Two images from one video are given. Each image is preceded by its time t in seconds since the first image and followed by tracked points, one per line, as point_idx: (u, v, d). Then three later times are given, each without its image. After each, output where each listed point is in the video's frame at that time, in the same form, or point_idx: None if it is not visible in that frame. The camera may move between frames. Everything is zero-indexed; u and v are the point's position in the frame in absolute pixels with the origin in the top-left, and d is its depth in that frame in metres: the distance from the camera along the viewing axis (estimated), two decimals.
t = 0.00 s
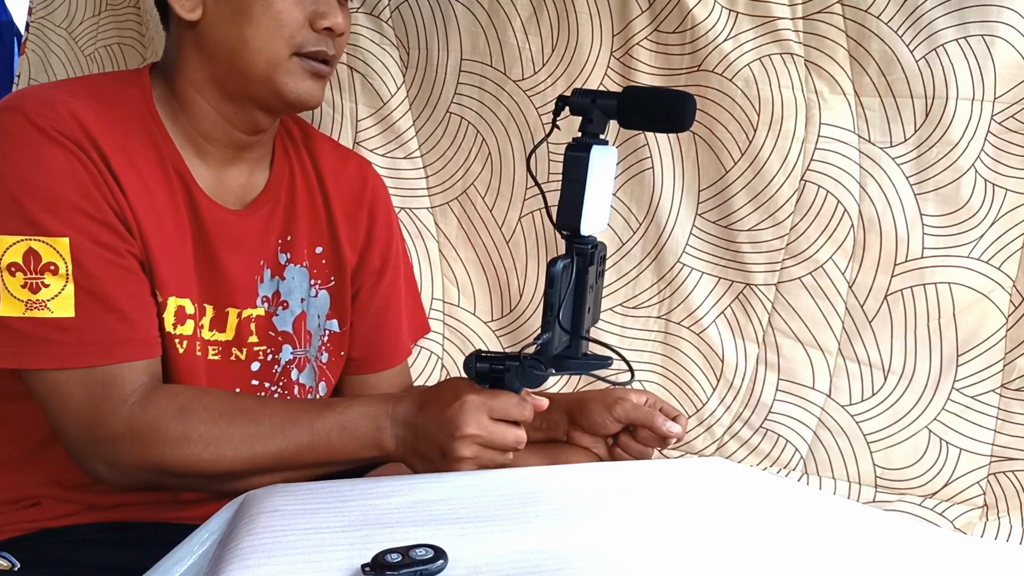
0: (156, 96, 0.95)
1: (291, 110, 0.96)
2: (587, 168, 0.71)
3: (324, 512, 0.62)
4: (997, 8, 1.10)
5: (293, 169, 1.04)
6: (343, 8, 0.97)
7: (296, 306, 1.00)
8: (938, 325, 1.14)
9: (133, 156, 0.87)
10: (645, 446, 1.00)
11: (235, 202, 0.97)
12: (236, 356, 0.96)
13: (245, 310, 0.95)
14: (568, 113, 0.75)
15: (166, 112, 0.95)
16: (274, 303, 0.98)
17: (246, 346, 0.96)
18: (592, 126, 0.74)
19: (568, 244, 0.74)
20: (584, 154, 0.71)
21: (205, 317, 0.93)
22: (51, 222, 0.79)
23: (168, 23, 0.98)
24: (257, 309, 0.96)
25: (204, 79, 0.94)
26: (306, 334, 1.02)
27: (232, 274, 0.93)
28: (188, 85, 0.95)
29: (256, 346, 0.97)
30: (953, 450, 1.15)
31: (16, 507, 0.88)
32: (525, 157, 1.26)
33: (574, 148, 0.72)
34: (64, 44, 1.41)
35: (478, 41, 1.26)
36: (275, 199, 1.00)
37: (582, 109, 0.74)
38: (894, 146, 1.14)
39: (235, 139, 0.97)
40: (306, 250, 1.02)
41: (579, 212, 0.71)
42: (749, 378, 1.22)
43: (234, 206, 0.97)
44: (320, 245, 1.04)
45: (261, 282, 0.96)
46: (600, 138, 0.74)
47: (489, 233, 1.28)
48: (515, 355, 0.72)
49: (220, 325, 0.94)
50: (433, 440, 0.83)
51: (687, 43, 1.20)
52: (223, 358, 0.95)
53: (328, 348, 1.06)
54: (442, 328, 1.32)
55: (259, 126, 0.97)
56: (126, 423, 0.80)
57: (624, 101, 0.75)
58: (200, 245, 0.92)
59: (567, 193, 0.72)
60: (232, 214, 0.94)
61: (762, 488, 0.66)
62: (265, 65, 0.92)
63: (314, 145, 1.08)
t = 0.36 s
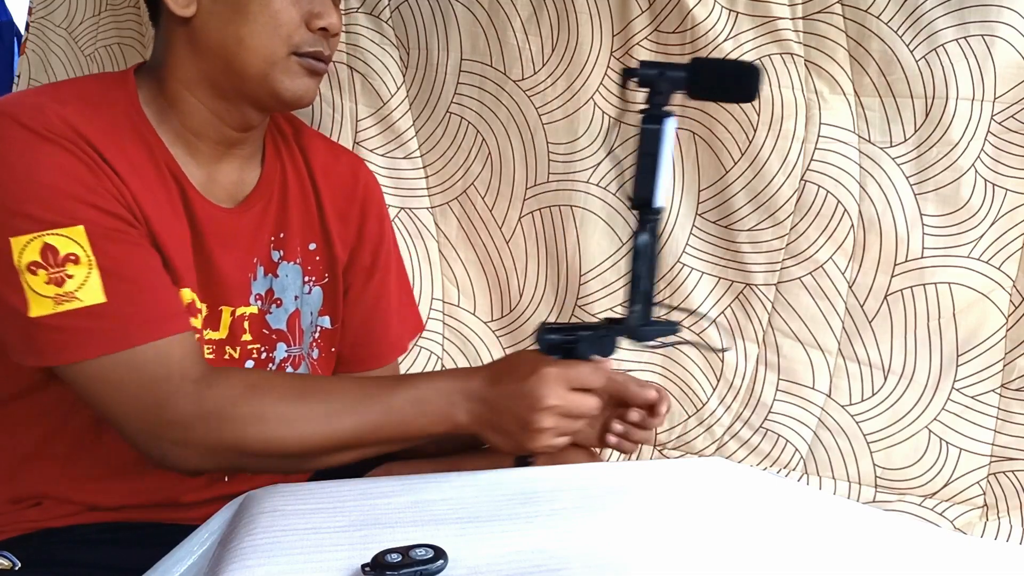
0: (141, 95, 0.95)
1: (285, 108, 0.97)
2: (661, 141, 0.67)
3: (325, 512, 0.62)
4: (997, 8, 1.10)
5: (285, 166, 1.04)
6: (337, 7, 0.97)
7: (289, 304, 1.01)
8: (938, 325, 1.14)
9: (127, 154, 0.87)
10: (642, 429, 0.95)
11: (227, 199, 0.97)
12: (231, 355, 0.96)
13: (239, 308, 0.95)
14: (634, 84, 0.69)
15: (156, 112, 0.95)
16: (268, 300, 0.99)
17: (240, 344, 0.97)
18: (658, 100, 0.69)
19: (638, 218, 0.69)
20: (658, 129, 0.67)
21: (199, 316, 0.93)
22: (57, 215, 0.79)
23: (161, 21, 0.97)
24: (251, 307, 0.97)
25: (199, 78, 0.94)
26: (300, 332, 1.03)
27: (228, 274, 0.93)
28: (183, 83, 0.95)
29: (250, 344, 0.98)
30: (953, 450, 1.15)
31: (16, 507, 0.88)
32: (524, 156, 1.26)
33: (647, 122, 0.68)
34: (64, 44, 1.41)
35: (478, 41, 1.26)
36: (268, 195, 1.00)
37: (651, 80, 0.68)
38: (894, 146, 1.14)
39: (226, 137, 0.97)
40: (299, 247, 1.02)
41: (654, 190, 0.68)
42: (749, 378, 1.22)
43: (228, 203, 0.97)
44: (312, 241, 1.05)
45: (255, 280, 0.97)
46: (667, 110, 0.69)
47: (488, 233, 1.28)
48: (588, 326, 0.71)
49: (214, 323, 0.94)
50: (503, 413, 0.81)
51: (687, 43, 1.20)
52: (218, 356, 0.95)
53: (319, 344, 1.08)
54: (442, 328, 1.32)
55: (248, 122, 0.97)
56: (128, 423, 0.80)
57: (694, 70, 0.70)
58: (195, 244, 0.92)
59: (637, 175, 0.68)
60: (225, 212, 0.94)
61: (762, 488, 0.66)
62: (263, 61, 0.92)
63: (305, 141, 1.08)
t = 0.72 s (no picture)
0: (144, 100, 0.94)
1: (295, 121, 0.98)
2: (686, 176, 0.76)
3: (324, 512, 0.62)
4: (997, 8, 1.10)
5: (285, 170, 1.04)
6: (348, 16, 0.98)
7: (291, 311, 1.01)
8: (938, 325, 1.14)
9: (129, 163, 0.86)
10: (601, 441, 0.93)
11: (226, 206, 0.97)
12: (232, 363, 0.96)
13: (240, 317, 0.95)
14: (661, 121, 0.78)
15: (156, 113, 0.94)
16: (269, 308, 0.99)
17: (241, 352, 0.97)
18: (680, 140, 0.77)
19: (657, 246, 0.78)
20: (684, 164, 0.76)
21: (202, 327, 0.93)
22: (59, 233, 0.78)
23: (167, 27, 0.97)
24: (252, 314, 0.97)
25: (206, 86, 0.94)
26: (302, 339, 1.03)
27: (229, 282, 0.93)
28: (191, 92, 0.95)
29: (252, 352, 0.98)
30: (953, 450, 1.15)
31: (15, 508, 0.88)
32: (524, 157, 1.26)
33: (674, 157, 0.76)
34: (64, 44, 1.41)
35: (478, 41, 1.26)
36: (268, 202, 1.00)
37: (677, 119, 0.77)
38: (894, 146, 1.14)
39: (227, 142, 0.97)
40: (299, 253, 1.02)
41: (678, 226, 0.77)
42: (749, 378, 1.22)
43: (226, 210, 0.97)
44: (311, 247, 1.05)
45: (256, 288, 0.97)
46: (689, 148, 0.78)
47: (488, 234, 1.28)
48: (597, 351, 0.80)
49: (216, 333, 0.94)
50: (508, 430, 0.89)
51: (687, 43, 1.20)
52: (220, 366, 0.95)
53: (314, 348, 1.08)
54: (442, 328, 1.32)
55: (253, 129, 0.98)
56: (130, 426, 0.80)
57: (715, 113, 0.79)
58: (195, 253, 0.92)
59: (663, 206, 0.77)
60: (226, 219, 0.94)
61: (762, 488, 0.66)
62: (277, 78, 0.93)
63: (305, 145, 1.08)
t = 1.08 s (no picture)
0: (152, 105, 0.94)
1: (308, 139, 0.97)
2: (647, 171, 0.73)
3: (325, 512, 0.62)
4: (997, 8, 1.10)
5: (297, 180, 1.04)
6: (371, 36, 0.96)
7: (298, 323, 1.01)
8: (938, 325, 1.14)
9: (128, 172, 0.86)
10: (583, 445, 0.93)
11: (232, 213, 0.97)
12: (237, 373, 0.97)
13: (244, 327, 0.96)
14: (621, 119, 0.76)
15: (159, 113, 0.94)
16: (276, 318, 0.99)
17: (246, 363, 0.97)
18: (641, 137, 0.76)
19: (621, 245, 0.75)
20: (644, 160, 0.73)
21: (206, 336, 0.93)
22: (45, 247, 0.79)
23: (183, 35, 0.98)
24: (258, 324, 0.97)
25: (216, 95, 0.95)
26: (307, 351, 1.03)
27: (232, 292, 0.94)
28: (200, 99, 0.95)
29: (256, 362, 0.98)
30: (953, 450, 1.15)
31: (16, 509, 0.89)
32: (525, 157, 1.26)
33: (634, 153, 0.74)
34: (64, 44, 1.41)
35: (478, 41, 1.26)
36: (276, 211, 1.00)
37: (638, 116, 0.75)
38: (894, 146, 1.14)
39: (236, 151, 0.97)
40: (308, 265, 1.02)
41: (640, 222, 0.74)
42: (749, 378, 1.22)
43: (234, 218, 0.97)
44: (321, 257, 1.04)
45: (262, 298, 0.97)
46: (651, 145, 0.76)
47: (488, 234, 1.28)
48: (562, 353, 0.77)
49: (220, 342, 0.95)
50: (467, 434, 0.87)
51: (687, 43, 1.20)
52: (225, 377, 0.95)
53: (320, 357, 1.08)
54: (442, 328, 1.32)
55: (264, 139, 0.98)
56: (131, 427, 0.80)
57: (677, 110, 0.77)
58: (196, 261, 0.92)
59: (625, 206, 0.75)
60: (231, 229, 0.94)
61: (761, 488, 0.66)
62: (288, 97, 0.93)
63: (319, 152, 1.08)
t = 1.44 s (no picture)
0: (151, 104, 0.94)
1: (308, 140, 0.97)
2: (682, 171, 0.79)
3: (324, 512, 0.62)
4: (997, 8, 1.10)
5: (296, 179, 1.04)
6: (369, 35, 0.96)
7: (296, 322, 1.01)
8: (938, 325, 1.14)
9: (128, 171, 0.86)
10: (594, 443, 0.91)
11: (232, 213, 0.97)
12: (236, 372, 0.97)
13: (243, 326, 0.96)
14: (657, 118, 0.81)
15: (160, 114, 0.94)
16: (274, 317, 0.99)
17: (245, 361, 0.97)
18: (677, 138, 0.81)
19: (654, 242, 0.82)
20: (680, 159, 0.79)
21: (206, 335, 0.93)
22: (49, 244, 0.78)
23: (182, 35, 0.97)
24: (256, 323, 0.97)
25: (218, 97, 0.95)
26: (305, 349, 1.03)
27: (231, 292, 0.94)
28: (202, 100, 0.95)
29: (255, 361, 0.98)
30: (952, 450, 1.15)
31: (16, 509, 0.89)
32: (525, 157, 1.26)
33: (670, 152, 0.79)
34: (64, 44, 1.41)
35: (478, 41, 1.26)
36: (274, 210, 1.00)
37: (674, 117, 0.80)
38: (894, 146, 1.14)
39: (236, 151, 0.97)
40: (307, 264, 1.02)
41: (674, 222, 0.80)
42: (749, 378, 1.22)
43: (233, 217, 0.97)
44: (319, 256, 1.04)
45: (261, 297, 0.97)
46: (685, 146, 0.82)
47: (488, 234, 1.28)
48: (592, 351, 0.82)
49: (219, 341, 0.95)
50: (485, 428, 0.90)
51: (687, 43, 1.20)
52: (226, 376, 0.96)
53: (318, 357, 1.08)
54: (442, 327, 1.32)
55: (264, 138, 0.98)
56: (132, 427, 0.80)
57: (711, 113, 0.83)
58: (198, 262, 0.92)
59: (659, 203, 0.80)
60: (230, 228, 0.93)
61: (761, 488, 0.66)
62: (288, 97, 0.93)
63: (317, 152, 1.08)
